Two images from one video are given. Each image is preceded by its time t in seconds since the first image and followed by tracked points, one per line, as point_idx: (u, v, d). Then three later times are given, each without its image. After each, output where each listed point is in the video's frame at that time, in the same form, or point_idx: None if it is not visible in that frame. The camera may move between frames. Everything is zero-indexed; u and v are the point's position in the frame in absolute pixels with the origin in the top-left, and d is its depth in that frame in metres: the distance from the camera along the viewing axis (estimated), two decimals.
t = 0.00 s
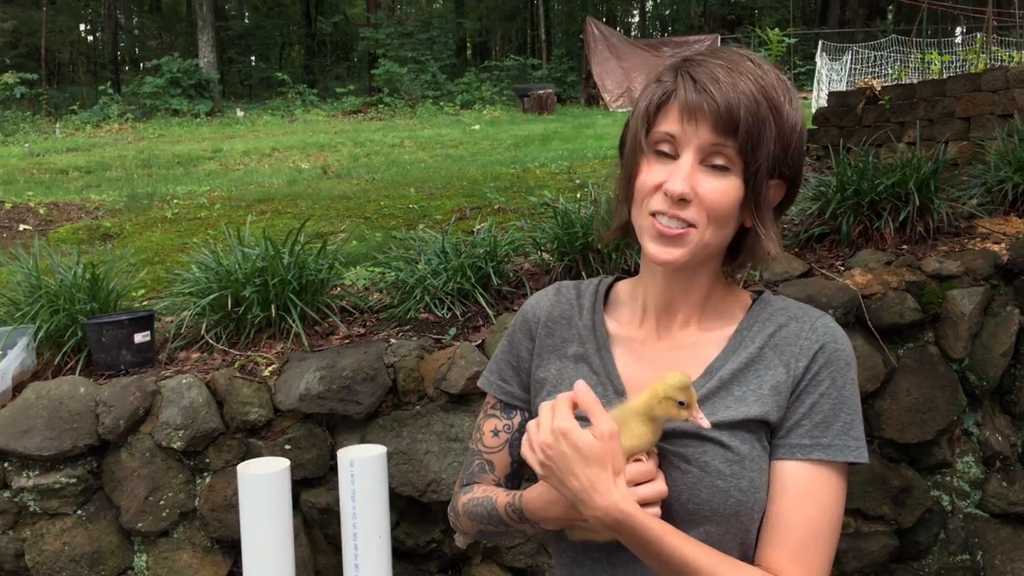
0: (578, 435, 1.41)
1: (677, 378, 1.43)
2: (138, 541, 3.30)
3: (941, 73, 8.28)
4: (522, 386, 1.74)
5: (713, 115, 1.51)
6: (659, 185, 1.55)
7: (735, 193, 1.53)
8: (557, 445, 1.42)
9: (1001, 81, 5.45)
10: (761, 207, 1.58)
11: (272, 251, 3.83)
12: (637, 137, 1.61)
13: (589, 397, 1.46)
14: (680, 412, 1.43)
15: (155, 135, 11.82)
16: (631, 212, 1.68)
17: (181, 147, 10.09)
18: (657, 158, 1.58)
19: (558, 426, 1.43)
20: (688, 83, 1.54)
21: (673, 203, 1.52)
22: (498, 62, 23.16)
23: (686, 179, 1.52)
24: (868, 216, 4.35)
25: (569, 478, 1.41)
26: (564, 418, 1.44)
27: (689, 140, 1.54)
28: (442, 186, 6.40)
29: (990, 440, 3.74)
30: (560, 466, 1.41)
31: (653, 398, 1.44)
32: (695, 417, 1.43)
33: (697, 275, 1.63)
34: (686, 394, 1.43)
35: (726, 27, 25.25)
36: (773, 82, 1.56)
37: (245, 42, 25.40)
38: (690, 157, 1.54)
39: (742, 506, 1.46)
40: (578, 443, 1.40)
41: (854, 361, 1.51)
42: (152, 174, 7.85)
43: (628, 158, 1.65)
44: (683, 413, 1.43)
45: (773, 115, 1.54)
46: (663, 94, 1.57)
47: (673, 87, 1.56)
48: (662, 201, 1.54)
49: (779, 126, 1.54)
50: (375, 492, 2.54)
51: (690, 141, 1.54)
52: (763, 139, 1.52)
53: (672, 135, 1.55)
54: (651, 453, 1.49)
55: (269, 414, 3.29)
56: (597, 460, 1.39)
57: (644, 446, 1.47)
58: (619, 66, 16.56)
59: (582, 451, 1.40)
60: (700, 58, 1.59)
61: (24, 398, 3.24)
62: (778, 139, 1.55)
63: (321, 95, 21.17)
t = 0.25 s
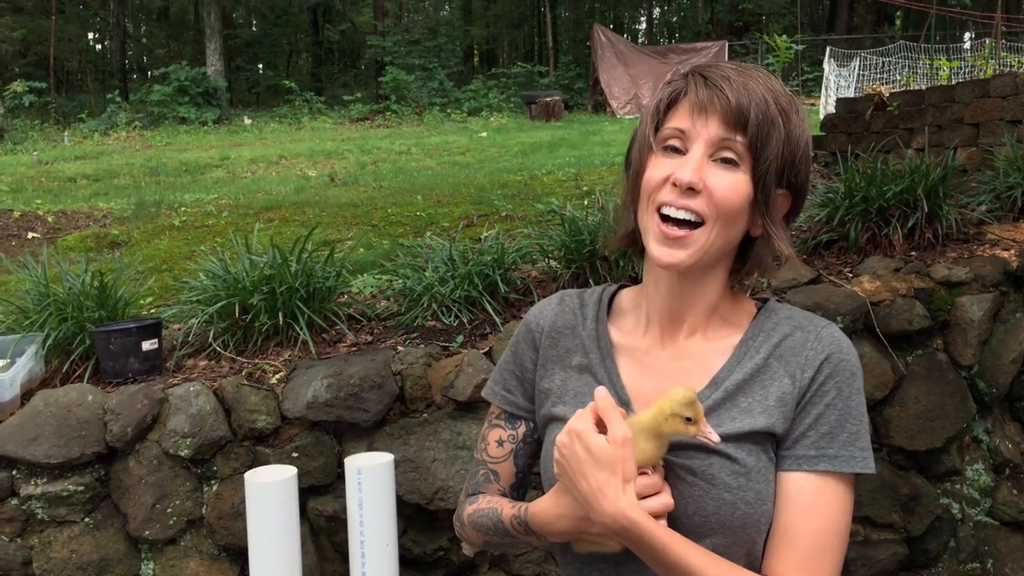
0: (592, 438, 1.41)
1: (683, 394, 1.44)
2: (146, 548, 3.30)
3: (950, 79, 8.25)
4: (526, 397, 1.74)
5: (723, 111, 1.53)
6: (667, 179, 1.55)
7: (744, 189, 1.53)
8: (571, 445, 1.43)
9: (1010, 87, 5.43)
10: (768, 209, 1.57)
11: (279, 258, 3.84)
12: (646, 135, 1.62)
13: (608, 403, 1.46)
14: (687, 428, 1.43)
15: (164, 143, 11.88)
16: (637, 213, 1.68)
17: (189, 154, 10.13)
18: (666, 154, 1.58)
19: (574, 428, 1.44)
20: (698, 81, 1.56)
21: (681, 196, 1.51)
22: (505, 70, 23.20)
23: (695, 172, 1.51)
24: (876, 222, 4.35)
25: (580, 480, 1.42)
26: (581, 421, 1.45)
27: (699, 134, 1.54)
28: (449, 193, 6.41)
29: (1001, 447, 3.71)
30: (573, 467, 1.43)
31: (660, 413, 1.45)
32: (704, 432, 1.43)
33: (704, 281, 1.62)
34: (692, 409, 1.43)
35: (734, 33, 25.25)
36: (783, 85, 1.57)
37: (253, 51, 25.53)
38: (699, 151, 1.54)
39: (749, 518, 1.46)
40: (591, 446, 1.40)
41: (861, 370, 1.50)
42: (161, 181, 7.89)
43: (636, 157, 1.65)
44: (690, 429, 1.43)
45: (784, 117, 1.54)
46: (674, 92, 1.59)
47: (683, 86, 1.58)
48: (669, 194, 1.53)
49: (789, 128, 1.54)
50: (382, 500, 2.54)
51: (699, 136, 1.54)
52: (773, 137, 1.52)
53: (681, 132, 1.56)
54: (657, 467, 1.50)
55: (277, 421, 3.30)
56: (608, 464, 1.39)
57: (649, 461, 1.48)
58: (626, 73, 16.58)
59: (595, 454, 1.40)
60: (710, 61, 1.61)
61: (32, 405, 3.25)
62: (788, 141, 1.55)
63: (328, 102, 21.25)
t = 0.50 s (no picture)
0: (585, 444, 1.44)
1: (693, 398, 1.45)
2: (144, 548, 3.30)
3: (948, 79, 8.26)
4: (524, 398, 1.74)
5: (718, 115, 1.53)
6: (663, 183, 1.55)
7: (741, 192, 1.53)
8: (564, 453, 1.46)
9: (1008, 87, 5.44)
10: (765, 211, 1.57)
11: (278, 258, 3.84)
12: (641, 139, 1.63)
13: (599, 409, 1.49)
14: (698, 431, 1.44)
15: (161, 142, 11.86)
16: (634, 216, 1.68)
17: (187, 153, 10.12)
18: (662, 157, 1.59)
19: (566, 435, 1.47)
20: (693, 84, 1.57)
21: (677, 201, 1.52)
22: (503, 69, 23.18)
23: (691, 176, 1.52)
24: (874, 222, 4.35)
25: (573, 486, 1.44)
26: (574, 428, 1.48)
27: (695, 138, 1.55)
28: (447, 192, 6.41)
29: (998, 447, 3.72)
30: (567, 473, 1.45)
31: (669, 416, 1.46)
32: (719, 431, 1.44)
33: (700, 283, 1.62)
34: (704, 411, 1.44)
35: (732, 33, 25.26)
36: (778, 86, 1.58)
37: (251, 49, 25.50)
38: (695, 154, 1.54)
39: (746, 519, 1.46)
40: (584, 452, 1.43)
41: (858, 372, 1.51)
42: (159, 180, 7.88)
43: (632, 161, 1.66)
44: (706, 430, 1.44)
45: (779, 119, 1.55)
46: (669, 95, 1.59)
47: (678, 89, 1.59)
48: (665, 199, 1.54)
49: (785, 130, 1.55)
50: (381, 499, 2.54)
51: (695, 139, 1.55)
52: (769, 139, 1.53)
53: (677, 135, 1.57)
54: (655, 468, 1.49)
55: (275, 421, 3.30)
56: (601, 470, 1.41)
57: (649, 463, 1.47)
58: (625, 72, 16.57)
59: (588, 460, 1.42)
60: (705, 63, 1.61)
61: (31, 405, 3.25)
62: (784, 143, 1.55)
63: (326, 101, 21.22)
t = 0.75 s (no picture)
0: (573, 455, 1.46)
1: (694, 399, 1.46)
2: (142, 549, 3.29)
3: (945, 79, 8.27)
4: (521, 399, 1.74)
5: (716, 118, 1.53)
6: (660, 187, 1.55)
7: (738, 195, 1.54)
8: (553, 465, 1.48)
9: (1006, 88, 5.45)
10: (762, 213, 1.58)
11: (276, 258, 3.84)
12: (639, 141, 1.63)
13: (585, 420, 1.50)
14: (699, 433, 1.45)
15: (159, 143, 11.84)
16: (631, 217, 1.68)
17: (185, 154, 10.11)
18: (660, 160, 1.59)
19: (555, 447, 1.49)
20: (691, 87, 1.57)
21: (675, 204, 1.52)
22: (501, 70, 23.18)
23: (688, 179, 1.52)
24: (872, 223, 4.36)
25: (563, 496, 1.45)
26: (562, 440, 1.50)
27: (692, 141, 1.55)
28: (446, 193, 6.41)
29: (996, 447, 3.72)
30: (556, 485, 1.47)
31: (671, 416, 1.46)
32: (717, 432, 1.45)
33: (697, 284, 1.62)
34: (705, 412, 1.46)
35: (730, 33, 25.26)
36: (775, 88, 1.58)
37: (249, 50, 25.48)
38: (692, 157, 1.55)
39: (743, 520, 1.46)
40: (572, 463, 1.45)
41: (854, 373, 1.51)
42: (157, 181, 7.87)
43: (629, 163, 1.66)
44: (706, 430, 1.45)
45: (778, 121, 1.55)
46: (667, 98, 1.60)
47: (676, 92, 1.59)
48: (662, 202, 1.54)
49: (782, 134, 1.55)
50: (379, 500, 2.54)
51: (692, 143, 1.55)
52: (766, 143, 1.53)
53: (675, 138, 1.57)
54: (653, 469, 1.49)
55: (274, 422, 3.30)
56: (590, 479, 1.43)
57: (646, 464, 1.47)
58: (623, 73, 16.57)
59: (576, 469, 1.44)
60: (703, 65, 1.62)
61: (29, 405, 3.25)
62: (782, 147, 1.56)
63: (324, 102, 21.21)
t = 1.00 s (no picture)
0: (560, 457, 1.48)
1: (694, 402, 1.45)
2: (135, 545, 3.28)
3: (939, 77, 8.29)
4: (516, 395, 1.74)
5: (710, 114, 1.53)
6: (654, 184, 1.55)
7: (732, 192, 1.53)
8: (541, 468, 1.50)
9: (1000, 85, 5.46)
10: (757, 210, 1.58)
11: (270, 254, 3.82)
12: (633, 137, 1.62)
13: (570, 422, 1.52)
14: (697, 437, 1.44)
15: (152, 138, 11.79)
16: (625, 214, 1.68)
17: (179, 149, 10.08)
18: (654, 156, 1.59)
19: (542, 450, 1.51)
20: (685, 83, 1.56)
21: (668, 202, 1.51)
22: (496, 66, 23.15)
23: (682, 176, 1.52)
24: (866, 220, 4.36)
25: (552, 498, 1.47)
26: (550, 443, 1.52)
27: (687, 137, 1.55)
28: (440, 189, 6.40)
29: (988, 443, 3.73)
30: (544, 487, 1.49)
31: (670, 419, 1.45)
32: (716, 436, 1.45)
33: (691, 281, 1.62)
34: (705, 416, 1.44)
35: (725, 30, 25.26)
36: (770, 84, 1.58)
37: (242, 45, 25.39)
38: (687, 153, 1.54)
39: (737, 516, 1.46)
40: (560, 464, 1.47)
41: (848, 370, 1.51)
42: (150, 176, 7.84)
43: (623, 159, 1.66)
44: (705, 435, 1.44)
45: (772, 117, 1.55)
46: (661, 94, 1.59)
47: (670, 88, 1.58)
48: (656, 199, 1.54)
49: (777, 130, 1.55)
50: (374, 496, 2.53)
51: (686, 139, 1.55)
52: (761, 140, 1.53)
53: (669, 134, 1.57)
54: (648, 466, 1.49)
55: (267, 418, 3.29)
56: (578, 480, 1.45)
57: (642, 461, 1.47)
58: (618, 69, 16.57)
59: (564, 471, 1.46)
60: (697, 61, 1.61)
61: (21, 401, 3.23)
62: (777, 144, 1.55)
63: (318, 97, 21.15)
